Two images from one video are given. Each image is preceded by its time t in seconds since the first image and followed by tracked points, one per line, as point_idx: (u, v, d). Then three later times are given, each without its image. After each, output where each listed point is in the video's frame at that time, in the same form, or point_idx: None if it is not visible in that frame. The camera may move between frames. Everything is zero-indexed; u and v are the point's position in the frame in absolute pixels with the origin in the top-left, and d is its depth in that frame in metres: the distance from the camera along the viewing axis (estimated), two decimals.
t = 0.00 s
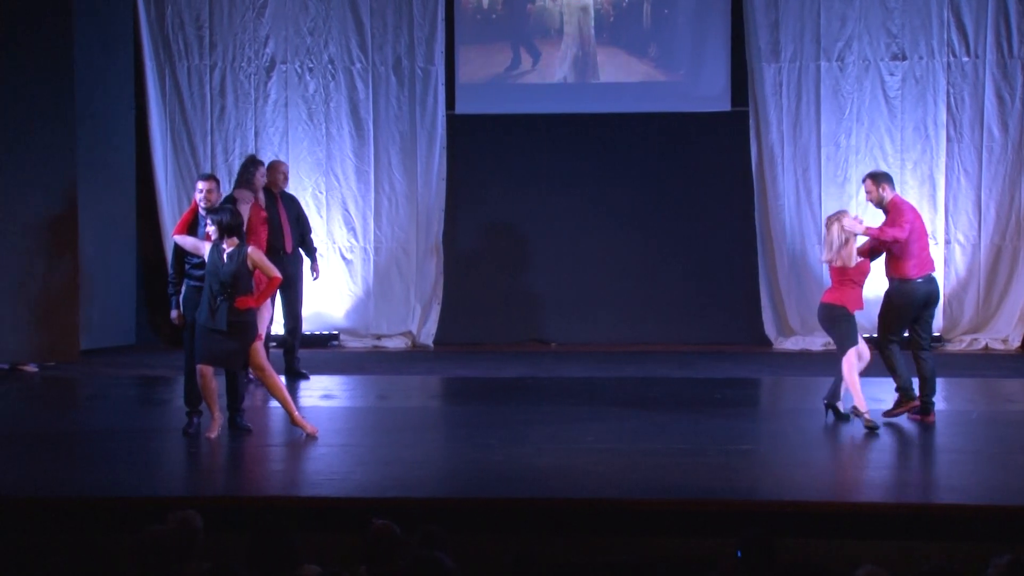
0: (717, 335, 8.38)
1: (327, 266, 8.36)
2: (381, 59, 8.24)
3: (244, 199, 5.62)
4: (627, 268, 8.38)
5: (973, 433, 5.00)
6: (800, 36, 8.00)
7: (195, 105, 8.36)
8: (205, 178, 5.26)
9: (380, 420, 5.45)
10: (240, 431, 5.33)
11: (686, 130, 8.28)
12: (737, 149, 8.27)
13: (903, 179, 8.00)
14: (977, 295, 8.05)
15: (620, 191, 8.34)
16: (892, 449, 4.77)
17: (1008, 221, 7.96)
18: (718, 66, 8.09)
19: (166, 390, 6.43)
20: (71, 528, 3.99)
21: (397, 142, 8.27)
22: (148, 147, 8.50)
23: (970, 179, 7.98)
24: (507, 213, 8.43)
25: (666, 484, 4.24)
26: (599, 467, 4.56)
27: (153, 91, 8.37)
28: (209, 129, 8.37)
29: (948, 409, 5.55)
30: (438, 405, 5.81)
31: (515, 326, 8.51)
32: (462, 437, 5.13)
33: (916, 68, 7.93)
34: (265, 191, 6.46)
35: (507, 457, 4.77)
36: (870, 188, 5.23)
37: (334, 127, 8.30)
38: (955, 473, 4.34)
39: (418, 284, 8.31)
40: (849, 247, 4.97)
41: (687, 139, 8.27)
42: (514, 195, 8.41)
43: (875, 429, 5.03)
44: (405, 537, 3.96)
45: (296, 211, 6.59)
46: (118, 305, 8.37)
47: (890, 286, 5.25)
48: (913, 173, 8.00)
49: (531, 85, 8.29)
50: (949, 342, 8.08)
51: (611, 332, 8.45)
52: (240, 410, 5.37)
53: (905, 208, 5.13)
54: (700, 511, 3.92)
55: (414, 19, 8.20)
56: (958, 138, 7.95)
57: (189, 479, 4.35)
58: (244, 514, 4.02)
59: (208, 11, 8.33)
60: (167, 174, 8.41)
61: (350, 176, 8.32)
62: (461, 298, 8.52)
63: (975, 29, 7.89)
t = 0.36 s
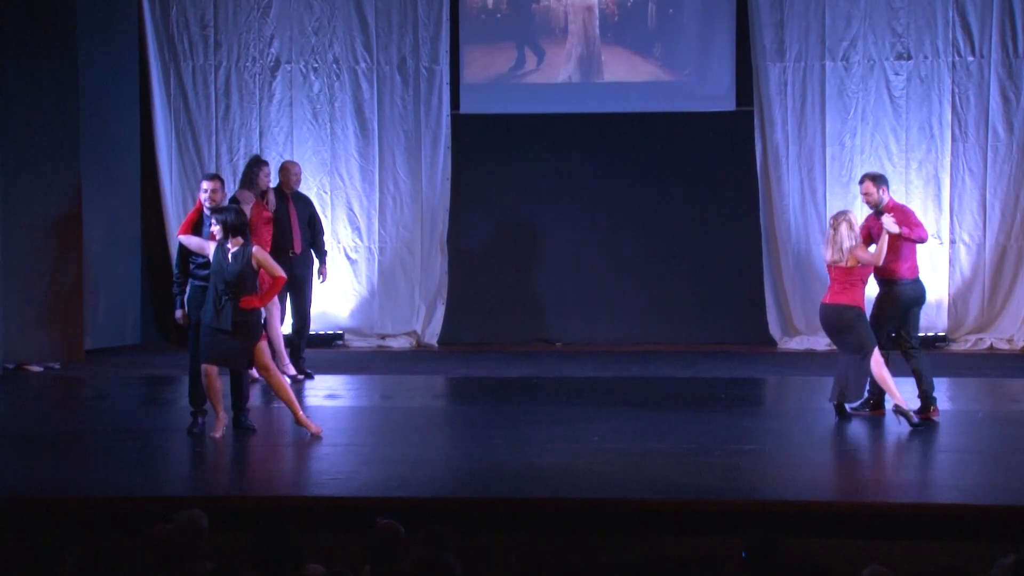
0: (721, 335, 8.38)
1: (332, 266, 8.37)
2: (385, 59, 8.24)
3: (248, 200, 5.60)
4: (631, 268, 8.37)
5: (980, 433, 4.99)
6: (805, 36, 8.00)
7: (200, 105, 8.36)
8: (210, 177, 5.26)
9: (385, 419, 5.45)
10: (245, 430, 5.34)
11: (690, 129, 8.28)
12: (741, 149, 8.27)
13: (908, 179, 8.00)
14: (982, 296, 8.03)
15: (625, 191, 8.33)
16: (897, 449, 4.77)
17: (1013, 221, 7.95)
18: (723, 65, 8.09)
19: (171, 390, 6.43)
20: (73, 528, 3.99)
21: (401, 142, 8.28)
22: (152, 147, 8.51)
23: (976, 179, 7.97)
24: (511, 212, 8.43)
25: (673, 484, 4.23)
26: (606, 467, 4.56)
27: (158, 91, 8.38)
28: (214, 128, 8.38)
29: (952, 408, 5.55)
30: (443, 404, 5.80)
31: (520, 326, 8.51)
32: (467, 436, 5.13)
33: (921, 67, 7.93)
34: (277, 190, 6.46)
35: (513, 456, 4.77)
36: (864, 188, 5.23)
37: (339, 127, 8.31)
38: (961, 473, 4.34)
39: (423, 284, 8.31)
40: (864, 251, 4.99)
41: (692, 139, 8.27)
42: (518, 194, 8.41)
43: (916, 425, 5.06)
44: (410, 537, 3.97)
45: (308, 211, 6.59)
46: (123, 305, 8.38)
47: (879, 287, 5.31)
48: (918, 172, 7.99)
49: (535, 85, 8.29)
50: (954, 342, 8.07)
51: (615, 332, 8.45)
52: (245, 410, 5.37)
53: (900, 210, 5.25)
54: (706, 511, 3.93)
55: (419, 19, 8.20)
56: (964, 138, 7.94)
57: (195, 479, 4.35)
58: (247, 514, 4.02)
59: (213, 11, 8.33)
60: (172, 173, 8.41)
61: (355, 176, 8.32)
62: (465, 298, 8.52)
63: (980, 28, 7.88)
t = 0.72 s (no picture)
0: (722, 334, 8.38)
1: (332, 266, 8.36)
2: (385, 59, 8.24)
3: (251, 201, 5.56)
4: (632, 267, 8.38)
5: (980, 433, 4.99)
6: (806, 36, 8.00)
7: (200, 105, 8.35)
8: (210, 178, 5.26)
9: (385, 419, 5.45)
10: (245, 431, 5.33)
11: (690, 129, 8.27)
12: (741, 148, 8.26)
13: (908, 179, 7.99)
14: (983, 296, 8.03)
15: (625, 191, 8.33)
16: (897, 449, 4.76)
17: (1013, 221, 7.96)
18: (724, 65, 8.09)
19: (171, 390, 6.43)
20: (73, 528, 3.99)
21: (401, 141, 8.28)
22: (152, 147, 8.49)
23: (976, 178, 7.97)
24: (511, 212, 8.43)
25: (674, 485, 4.23)
26: (607, 468, 4.56)
27: (158, 91, 8.36)
28: (214, 129, 8.37)
29: (951, 408, 5.55)
30: (444, 404, 5.80)
31: (520, 325, 8.51)
32: (468, 436, 5.12)
33: (921, 67, 7.93)
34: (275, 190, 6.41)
35: (513, 457, 4.77)
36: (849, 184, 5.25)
37: (339, 126, 8.31)
38: (961, 473, 4.35)
39: (424, 283, 8.31)
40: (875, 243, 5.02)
41: (692, 139, 8.26)
42: (519, 194, 8.41)
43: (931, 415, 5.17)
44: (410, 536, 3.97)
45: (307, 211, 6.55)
46: (123, 305, 8.37)
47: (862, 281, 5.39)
48: (919, 172, 7.99)
49: (535, 85, 8.29)
50: (954, 341, 8.08)
51: (616, 332, 8.45)
52: (245, 410, 5.37)
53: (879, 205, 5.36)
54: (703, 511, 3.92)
55: (419, 18, 8.20)
56: (964, 138, 7.94)
57: (195, 480, 4.35)
58: (244, 515, 4.02)
59: (213, 11, 8.32)
60: (172, 173, 8.40)
61: (355, 175, 8.32)
62: (465, 298, 8.52)
63: (980, 28, 7.88)
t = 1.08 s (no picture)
0: (719, 331, 8.38)
1: (327, 264, 8.36)
2: (381, 56, 8.24)
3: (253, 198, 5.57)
4: (628, 265, 8.38)
5: (975, 429, 5.00)
6: (801, 33, 8.01)
7: (196, 103, 8.32)
8: (206, 175, 5.29)
9: (380, 416, 5.44)
10: (241, 428, 5.32)
11: (687, 126, 8.26)
12: (738, 145, 8.26)
13: (904, 175, 8.01)
14: (978, 292, 8.05)
15: (622, 188, 8.33)
16: (893, 445, 4.77)
17: (1009, 217, 7.96)
18: (719, 61, 8.11)
19: (168, 387, 6.43)
20: (72, 526, 3.99)
21: (397, 138, 8.28)
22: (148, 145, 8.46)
23: (971, 175, 7.97)
24: (508, 210, 8.42)
25: (671, 482, 4.23)
26: (604, 464, 4.56)
27: (153, 90, 8.26)
28: (210, 127, 8.35)
29: (947, 405, 5.55)
30: (439, 400, 5.80)
31: (517, 323, 8.51)
32: (465, 433, 5.12)
33: (916, 63, 7.93)
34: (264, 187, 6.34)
35: (509, 454, 4.76)
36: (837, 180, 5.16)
37: (335, 124, 8.31)
38: (956, 469, 4.36)
39: (420, 281, 8.32)
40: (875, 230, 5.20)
41: (688, 136, 8.26)
42: (515, 191, 8.40)
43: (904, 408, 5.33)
44: (408, 533, 3.98)
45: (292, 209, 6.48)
46: (120, 303, 8.36)
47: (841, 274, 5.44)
48: (914, 168, 8.00)
49: (531, 82, 8.30)
50: (950, 338, 8.07)
51: (613, 329, 8.45)
52: (240, 406, 5.37)
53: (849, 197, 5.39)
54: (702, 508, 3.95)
55: (415, 16, 8.20)
56: (959, 134, 7.95)
57: (191, 478, 4.34)
58: (250, 512, 4.03)
59: (208, 9, 8.31)
60: (167, 171, 8.35)
61: (351, 173, 8.32)
62: (462, 295, 8.52)
63: (976, 24, 7.88)
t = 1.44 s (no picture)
0: (698, 331, 8.38)
1: (305, 264, 8.34)
2: (359, 56, 8.21)
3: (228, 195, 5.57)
4: (608, 264, 8.37)
5: (947, 428, 5.02)
6: (778, 33, 8.02)
7: (173, 102, 8.31)
8: (182, 175, 5.24)
9: (356, 416, 5.42)
10: (217, 428, 5.30)
11: (666, 126, 8.26)
12: (716, 145, 8.27)
13: (880, 175, 8.04)
14: (953, 291, 8.09)
15: (601, 187, 8.32)
16: (867, 444, 4.79)
17: (984, 217, 8.01)
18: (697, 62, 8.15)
19: (144, 388, 6.39)
20: (46, 527, 3.96)
21: (375, 138, 8.25)
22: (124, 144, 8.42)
23: (946, 175, 8.01)
24: (486, 209, 8.40)
25: (642, 482, 4.23)
26: (575, 464, 4.55)
27: (129, 88, 8.30)
28: (187, 126, 8.33)
29: (920, 404, 5.57)
30: (416, 400, 5.77)
31: (496, 323, 8.49)
32: (439, 434, 5.10)
33: (892, 64, 7.96)
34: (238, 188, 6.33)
35: (482, 455, 4.75)
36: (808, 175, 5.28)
37: (312, 124, 8.27)
38: (931, 468, 4.38)
39: (398, 280, 8.30)
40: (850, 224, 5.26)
41: (667, 136, 8.26)
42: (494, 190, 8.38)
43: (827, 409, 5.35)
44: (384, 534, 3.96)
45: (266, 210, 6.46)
46: (97, 303, 8.30)
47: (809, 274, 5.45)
48: (889, 168, 8.03)
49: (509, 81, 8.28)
50: (926, 337, 8.10)
51: (593, 329, 8.43)
52: (217, 407, 5.34)
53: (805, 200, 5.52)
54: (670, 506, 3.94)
55: (392, 15, 8.18)
56: (934, 134, 7.99)
57: (165, 478, 4.31)
58: (228, 512, 4.00)
59: (185, 8, 8.28)
60: (143, 170, 8.34)
61: (328, 173, 8.29)
62: (441, 295, 8.50)
63: (950, 25, 7.93)
